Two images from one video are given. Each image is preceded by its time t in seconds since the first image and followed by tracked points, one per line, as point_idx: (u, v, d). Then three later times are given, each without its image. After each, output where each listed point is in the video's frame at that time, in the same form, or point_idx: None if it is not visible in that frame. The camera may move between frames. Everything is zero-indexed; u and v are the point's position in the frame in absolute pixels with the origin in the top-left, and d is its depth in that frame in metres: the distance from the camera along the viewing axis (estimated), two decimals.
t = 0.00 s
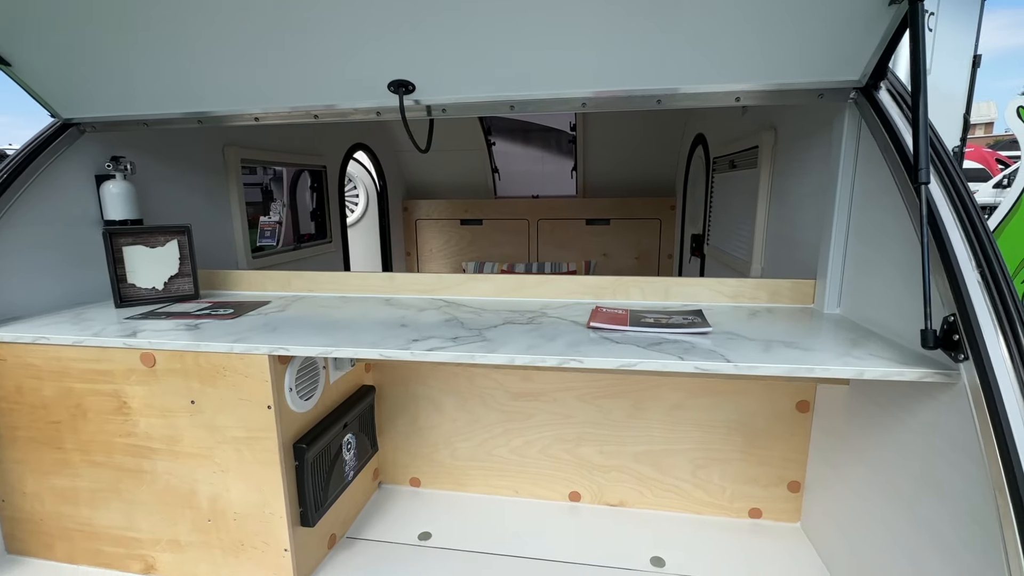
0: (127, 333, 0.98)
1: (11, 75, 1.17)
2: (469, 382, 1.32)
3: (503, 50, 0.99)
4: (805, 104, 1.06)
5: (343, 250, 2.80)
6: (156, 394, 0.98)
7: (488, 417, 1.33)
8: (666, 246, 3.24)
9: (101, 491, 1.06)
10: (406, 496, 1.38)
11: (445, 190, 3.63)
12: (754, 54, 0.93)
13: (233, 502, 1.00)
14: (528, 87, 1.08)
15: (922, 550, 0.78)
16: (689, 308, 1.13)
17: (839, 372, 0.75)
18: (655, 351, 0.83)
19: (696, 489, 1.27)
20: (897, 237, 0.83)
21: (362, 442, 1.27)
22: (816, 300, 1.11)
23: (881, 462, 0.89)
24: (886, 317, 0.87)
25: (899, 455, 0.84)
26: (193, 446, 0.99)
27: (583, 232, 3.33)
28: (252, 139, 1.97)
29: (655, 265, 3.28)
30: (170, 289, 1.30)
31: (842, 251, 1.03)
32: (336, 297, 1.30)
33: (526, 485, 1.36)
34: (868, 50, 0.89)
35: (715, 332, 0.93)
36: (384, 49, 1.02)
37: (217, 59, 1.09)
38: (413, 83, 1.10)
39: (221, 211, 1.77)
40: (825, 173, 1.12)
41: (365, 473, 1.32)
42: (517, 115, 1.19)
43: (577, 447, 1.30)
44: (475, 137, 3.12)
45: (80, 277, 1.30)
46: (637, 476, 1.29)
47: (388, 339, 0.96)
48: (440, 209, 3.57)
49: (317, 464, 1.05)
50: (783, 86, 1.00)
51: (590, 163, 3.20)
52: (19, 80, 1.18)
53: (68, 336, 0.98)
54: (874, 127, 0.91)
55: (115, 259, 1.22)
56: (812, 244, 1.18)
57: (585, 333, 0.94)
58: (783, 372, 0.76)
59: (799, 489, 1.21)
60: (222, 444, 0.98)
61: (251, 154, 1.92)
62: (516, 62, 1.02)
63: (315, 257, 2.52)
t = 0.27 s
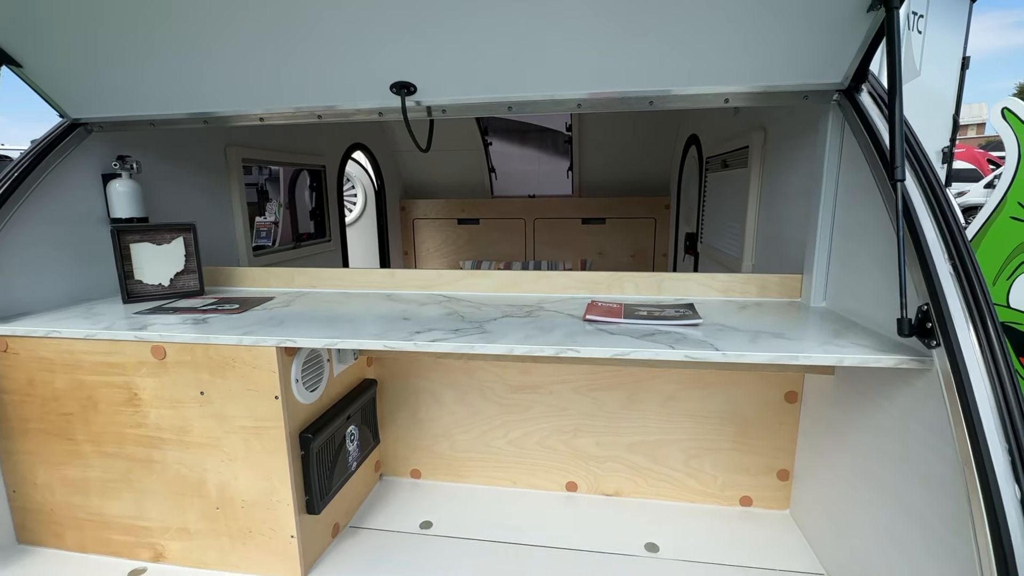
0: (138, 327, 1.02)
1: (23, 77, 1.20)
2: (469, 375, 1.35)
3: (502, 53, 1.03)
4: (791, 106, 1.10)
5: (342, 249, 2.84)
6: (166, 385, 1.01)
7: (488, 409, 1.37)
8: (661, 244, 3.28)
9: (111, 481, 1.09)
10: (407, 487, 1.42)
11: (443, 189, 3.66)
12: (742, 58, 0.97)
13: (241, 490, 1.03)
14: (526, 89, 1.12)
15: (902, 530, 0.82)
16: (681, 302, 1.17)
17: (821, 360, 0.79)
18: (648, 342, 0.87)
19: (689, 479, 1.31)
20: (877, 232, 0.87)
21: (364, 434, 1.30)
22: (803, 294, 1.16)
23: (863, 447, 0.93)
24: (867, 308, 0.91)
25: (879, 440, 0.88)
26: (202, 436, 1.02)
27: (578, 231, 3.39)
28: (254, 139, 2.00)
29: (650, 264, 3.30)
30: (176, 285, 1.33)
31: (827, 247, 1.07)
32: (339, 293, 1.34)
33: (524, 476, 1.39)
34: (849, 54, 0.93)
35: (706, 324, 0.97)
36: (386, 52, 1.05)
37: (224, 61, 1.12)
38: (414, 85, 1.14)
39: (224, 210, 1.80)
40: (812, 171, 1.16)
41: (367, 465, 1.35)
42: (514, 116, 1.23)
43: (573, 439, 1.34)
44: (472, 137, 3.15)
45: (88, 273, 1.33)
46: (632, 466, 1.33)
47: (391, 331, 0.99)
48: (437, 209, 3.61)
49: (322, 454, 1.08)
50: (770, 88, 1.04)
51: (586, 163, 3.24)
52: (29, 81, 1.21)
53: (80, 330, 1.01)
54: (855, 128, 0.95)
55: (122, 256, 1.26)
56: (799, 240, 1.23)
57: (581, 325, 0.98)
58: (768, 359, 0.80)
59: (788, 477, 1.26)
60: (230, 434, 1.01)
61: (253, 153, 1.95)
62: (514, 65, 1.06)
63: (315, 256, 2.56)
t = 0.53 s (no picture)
0: (147, 322, 1.05)
1: (32, 78, 1.22)
2: (468, 369, 1.39)
3: (501, 56, 1.07)
4: (777, 108, 1.15)
5: (341, 247, 2.88)
6: (176, 377, 1.05)
7: (486, 402, 1.40)
8: (655, 243, 3.35)
9: (120, 472, 1.12)
10: (407, 478, 1.45)
11: (439, 189, 3.70)
12: (729, 62, 1.02)
13: (249, 479, 1.06)
14: (523, 91, 1.16)
15: (881, 511, 0.86)
16: (673, 297, 1.21)
17: (803, 350, 0.84)
18: (641, 333, 0.91)
19: (682, 468, 1.35)
20: (858, 229, 0.92)
21: (366, 426, 1.34)
22: (790, 289, 1.20)
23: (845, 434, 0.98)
24: (849, 301, 0.96)
25: (860, 426, 0.92)
26: (211, 427, 1.06)
27: (574, 230, 3.45)
28: (255, 139, 2.03)
29: (644, 262, 3.37)
30: (181, 282, 1.36)
31: (813, 243, 1.12)
32: (341, 289, 1.37)
33: (521, 467, 1.43)
34: (830, 60, 0.98)
35: (696, 317, 1.02)
36: (388, 55, 1.09)
37: (230, 64, 1.16)
38: (415, 87, 1.18)
39: (225, 209, 1.83)
40: (797, 171, 1.21)
41: (369, 456, 1.39)
42: (512, 117, 1.27)
43: (570, 430, 1.38)
44: (468, 137, 3.18)
45: (94, 271, 1.36)
46: (626, 456, 1.37)
47: (394, 325, 1.03)
48: (434, 208, 3.64)
49: (326, 444, 1.12)
50: (757, 90, 1.09)
51: (581, 163, 3.28)
52: (38, 83, 1.24)
53: (91, 324, 1.04)
54: (837, 129, 1.00)
55: (129, 253, 1.28)
56: (786, 237, 1.28)
57: (577, 319, 1.02)
58: (754, 349, 0.85)
59: (777, 466, 1.30)
60: (238, 424, 1.04)
61: (253, 153, 1.98)
62: (512, 68, 1.10)
63: (314, 254, 2.60)
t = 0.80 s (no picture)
0: (154, 317, 1.07)
1: (38, 79, 1.23)
2: (467, 364, 1.42)
3: (499, 59, 1.10)
4: (766, 110, 1.20)
5: (339, 246, 2.90)
6: (182, 372, 1.07)
7: (485, 396, 1.44)
8: (650, 242, 3.40)
9: (127, 465, 1.14)
10: (407, 471, 1.48)
11: (436, 188, 3.73)
12: (720, 65, 1.05)
13: (253, 470, 1.09)
14: (522, 93, 1.20)
15: (863, 495, 0.90)
16: (667, 293, 1.25)
17: (789, 341, 0.87)
18: (635, 327, 0.95)
19: (676, 460, 1.39)
20: (842, 226, 0.96)
21: (367, 420, 1.37)
22: (779, 285, 1.25)
23: (831, 423, 1.02)
24: (835, 296, 1.00)
25: (844, 414, 0.96)
26: (217, 420, 1.08)
27: (570, 229, 3.49)
28: (255, 139, 2.05)
29: (640, 261, 3.45)
30: (184, 279, 1.38)
31: (801, 241, 1.17)
32: (342, 286, 1.40)
33: (519, 460, 1.46)
34: (815, 65, 1.02)
35: (689, 312, 1.06)
36: (389, 58, 1.12)
37: (234, 65, 1.18)
38: (415, 89, 1.21)
39: (226, 208, 1.85)
40: (786, 171, 1.25)
41: (370, 450, 1.42)
42: (509, 118, 1.30)
43: (567, 423, 1.42)
44: (465, 137, 3.20)
45: (98, 269, 1.38)
46: (622, 449, 1.41)
47: (396, 319, 1.06)
48: (431, 207, 3.67)
49: (329, 437, 1.14)
50: (746, 93, 1.13)
51: (576, 163, 3.32)
52: (43, 84, 1.25)
53: (98, 320, 1.06)
54: (822, 131, 1.04)
55: (133, 251, 1.31)
56: (775, 235, 1.32)
57: (573, 313, 1.05)
58: (743, 341, 0.89)
59: (767, 457, 1.34)
60: (244, 417, 1.07)
61: (253, 153, 2.00)
62: (510, 71, 1.13)
63: (313, 253, 2.62)
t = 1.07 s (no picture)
0: (159, 314, 1.09)
1: (42, 80, 1.25)
2: (466, 359, 1.45)
3: (497, 62, 1.13)
4: (756, 112, 1.24)
5: (336, 246, 2.93)
6: (187, 367, 1.09)
7: (483, 392, 1.47)
8: (644, 241, 3.44)
9: (132, 460, 1.16)
10: (407, 466, 1.51)
11: (431, 189, 3.75)
12: (710, 69, 1.10)
13: (258, 464, 1.12)
14: (520, 94, 1.23)
15: (849, 481, 0.94)
16: (661, 288, 1.29)
17: (777, 333, 0.91)
18: (630, 321, 0.98)
19: (670, 452, 1.42)
20: (830, 223, 1.00)
21: (368, 415, 1.39)
22: (769, 281, 1.29)
23: (818, 413, 1.05)
24: (823, 290, 1.04)
25: (830, 404, 1.00)
26: (222, 414, 1.11)
27: (565, 229, 3.53)
28: (253, 139, 2.06)
29: (635, 259, 3.48)
30: (187, 278, 1.40)
31: (790, 237, 1.21)
32: (343, 283, 1.43)
33: (517, 454, 1.49)
34: (802, 68, 1.06)
35: (682, 307, 1.09)
36: (391, 60, 1.15)
37: (237, 67, 1.21)
38: (416, 90, 1.24)
39: (225, 208, 1.87)
40: (775, 170, 1.29)
41: (370, 445, 1.44)
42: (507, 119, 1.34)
43: (563, 418, 1.45)
44: (460, 138, 3.23)
45: (100, 268, 1.39)
46: (617, 442, 1.44)
47: (398, 315, 1.08)
48: (427, 207, 3.70)
49: (332, 430, 1.17)
50: (736, 94, 1.17)
51: (571, 164, 3.35)
52: (48, 85, 1.27)
53: (104, 317, 1.08)
54: (810, 131, 1.08)
55: (136, 250, 1.32)
56: (765, 232, 1.36)
57: (570, 308, 1.08)
58: (734, 333, 0.92)
59: (758, 448, 1.38)
60: (248, 411, 1.09)
61: (252, 153, 2.02)
62: (508, 73, 1.16)
63: (310, 253, 2.64)
